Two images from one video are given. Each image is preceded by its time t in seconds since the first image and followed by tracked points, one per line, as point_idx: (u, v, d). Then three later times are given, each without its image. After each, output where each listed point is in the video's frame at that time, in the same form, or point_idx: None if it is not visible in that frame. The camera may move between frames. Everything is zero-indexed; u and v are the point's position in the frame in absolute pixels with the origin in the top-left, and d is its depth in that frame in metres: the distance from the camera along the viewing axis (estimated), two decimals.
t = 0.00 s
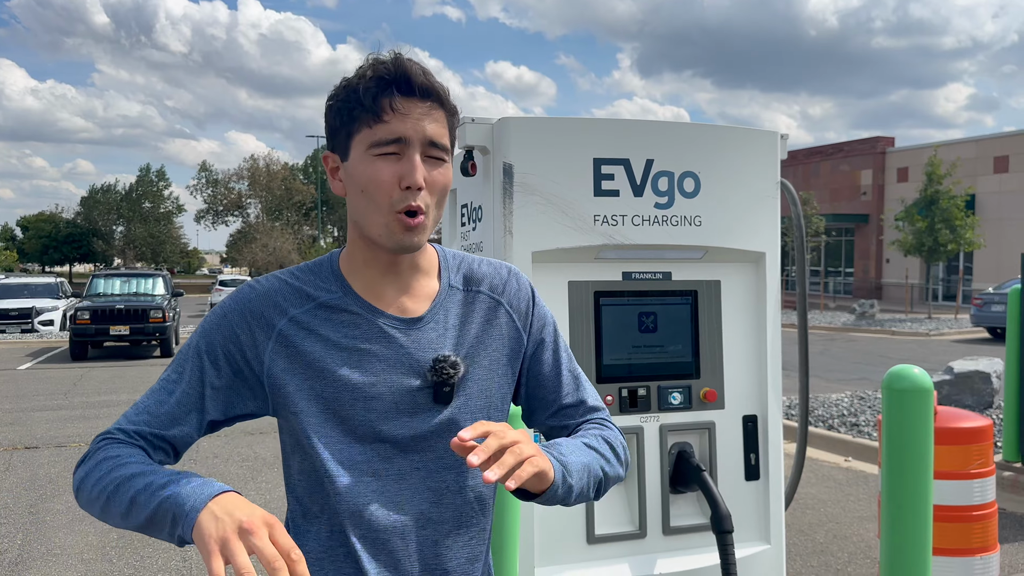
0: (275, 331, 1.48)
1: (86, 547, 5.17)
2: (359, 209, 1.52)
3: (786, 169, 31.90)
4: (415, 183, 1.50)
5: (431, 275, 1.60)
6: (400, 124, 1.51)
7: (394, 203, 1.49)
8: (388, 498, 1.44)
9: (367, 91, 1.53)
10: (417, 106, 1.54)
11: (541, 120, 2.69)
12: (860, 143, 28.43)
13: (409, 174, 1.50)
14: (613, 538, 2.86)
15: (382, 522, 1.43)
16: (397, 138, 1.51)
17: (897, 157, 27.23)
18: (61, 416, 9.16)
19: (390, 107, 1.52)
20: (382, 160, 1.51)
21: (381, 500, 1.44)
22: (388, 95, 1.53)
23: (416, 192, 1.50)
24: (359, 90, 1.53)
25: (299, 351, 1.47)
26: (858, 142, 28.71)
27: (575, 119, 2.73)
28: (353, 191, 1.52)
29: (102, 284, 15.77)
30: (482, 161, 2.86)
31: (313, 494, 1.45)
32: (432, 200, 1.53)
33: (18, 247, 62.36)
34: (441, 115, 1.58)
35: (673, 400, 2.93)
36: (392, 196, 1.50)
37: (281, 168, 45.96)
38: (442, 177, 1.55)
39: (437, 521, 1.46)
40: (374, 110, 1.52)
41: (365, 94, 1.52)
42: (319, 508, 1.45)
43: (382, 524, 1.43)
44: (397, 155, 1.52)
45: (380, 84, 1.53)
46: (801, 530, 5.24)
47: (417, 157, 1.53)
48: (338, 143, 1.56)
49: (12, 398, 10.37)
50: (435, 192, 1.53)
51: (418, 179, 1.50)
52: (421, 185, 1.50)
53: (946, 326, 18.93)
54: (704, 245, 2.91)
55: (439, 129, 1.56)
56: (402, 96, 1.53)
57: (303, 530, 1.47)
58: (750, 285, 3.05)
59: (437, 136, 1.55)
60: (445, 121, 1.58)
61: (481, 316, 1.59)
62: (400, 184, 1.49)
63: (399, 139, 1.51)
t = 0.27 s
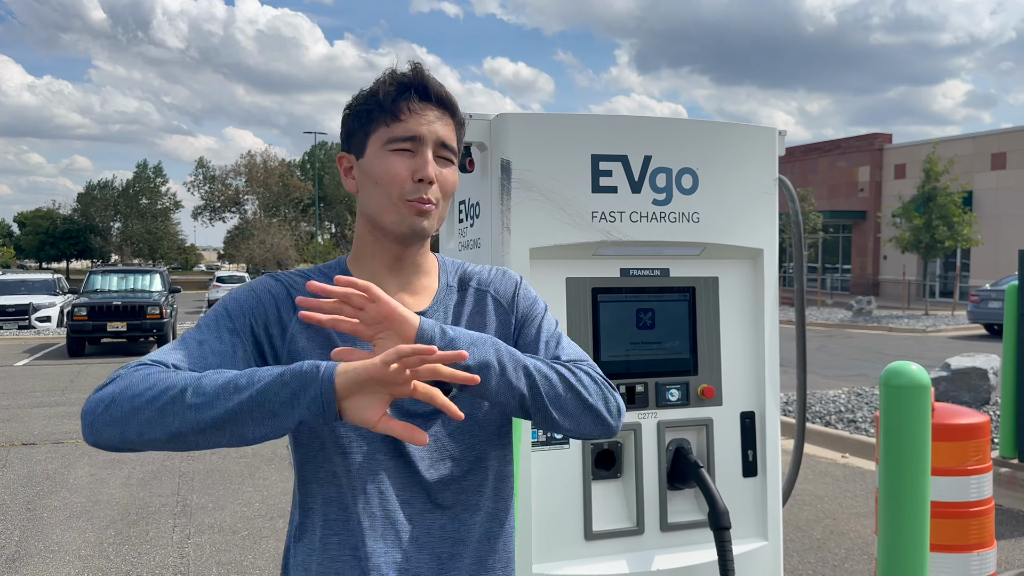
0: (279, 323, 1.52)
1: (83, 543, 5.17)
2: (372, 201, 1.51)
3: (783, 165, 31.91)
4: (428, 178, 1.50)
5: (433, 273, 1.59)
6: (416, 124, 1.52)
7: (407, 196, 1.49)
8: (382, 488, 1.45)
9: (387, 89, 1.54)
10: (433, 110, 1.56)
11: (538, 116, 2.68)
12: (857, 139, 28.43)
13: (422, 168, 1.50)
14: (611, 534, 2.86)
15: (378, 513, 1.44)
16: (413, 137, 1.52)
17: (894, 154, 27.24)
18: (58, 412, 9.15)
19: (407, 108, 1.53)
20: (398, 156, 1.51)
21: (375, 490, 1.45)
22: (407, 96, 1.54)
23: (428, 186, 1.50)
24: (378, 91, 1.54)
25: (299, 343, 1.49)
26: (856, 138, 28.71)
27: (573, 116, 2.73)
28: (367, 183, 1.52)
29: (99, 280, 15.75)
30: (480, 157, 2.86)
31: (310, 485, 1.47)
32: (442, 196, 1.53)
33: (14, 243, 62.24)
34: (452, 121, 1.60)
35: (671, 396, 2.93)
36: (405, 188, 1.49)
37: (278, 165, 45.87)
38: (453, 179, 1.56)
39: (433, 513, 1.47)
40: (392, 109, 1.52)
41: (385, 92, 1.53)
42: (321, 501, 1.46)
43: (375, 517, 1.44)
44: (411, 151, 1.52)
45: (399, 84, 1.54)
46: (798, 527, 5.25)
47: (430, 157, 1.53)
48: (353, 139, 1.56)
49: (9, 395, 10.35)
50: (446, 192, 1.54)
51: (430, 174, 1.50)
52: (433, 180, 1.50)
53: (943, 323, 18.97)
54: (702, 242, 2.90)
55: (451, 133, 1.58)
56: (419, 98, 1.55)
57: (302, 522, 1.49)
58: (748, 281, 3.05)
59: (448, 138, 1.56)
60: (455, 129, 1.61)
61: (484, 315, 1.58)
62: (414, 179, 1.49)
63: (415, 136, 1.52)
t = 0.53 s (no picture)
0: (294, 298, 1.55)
1: (80, 540, 5.16)
2: (364, 197, 1.56)
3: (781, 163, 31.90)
4: (410, 166, 1.53)
5: (434, 268, 1.68)
6: (401, 119, 1.57)
7: (393, 186, 1.52)
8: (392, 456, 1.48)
9: (372, 97, 1.62)
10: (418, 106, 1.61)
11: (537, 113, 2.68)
12: (855, 137, 28.44)
13: (406, 159, 1.54)
14: (609, 531, 2.86)
15: (383, 481, 1.46)
16: (397, 131, 1.56)
17: (892, 152, 27.25)
18: (54, 409, 9.13)
19: (392, 107, 1.59)
20: (385, 150, 1.55)
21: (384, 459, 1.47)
22: (390, 98, 1.61)
23: (412, 174, 1.53)
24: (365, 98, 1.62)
25: (314, 317, 1.53)
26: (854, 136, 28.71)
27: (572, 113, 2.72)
28: (358, 183, 1.58)
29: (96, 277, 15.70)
30: (479, 154, 2.85)
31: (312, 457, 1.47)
32: (431, 184, 1.55)
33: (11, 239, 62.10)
34: (439, 117, 1.64)
35: (669, 393, 2.93)
36: (392, 180, 1.53)
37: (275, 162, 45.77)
38: (443, 168, 1.58)
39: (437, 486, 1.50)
40: (378, 110, 1.59)
41: (369, 100, 1.61)
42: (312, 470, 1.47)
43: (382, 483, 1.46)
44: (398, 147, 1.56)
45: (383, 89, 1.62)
46: (796, 524, 5.25)
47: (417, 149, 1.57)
48: (348, 149, 1.63)
49: (6, 391, 10.33)
50: (437, 180, 1.57)
51: (412, 163, 1.53)
52: (416, 167, 1.52)
53: (940, 321, 18.99)
54: (701, 240, 2.90)
55: (437, 126, 1.61)
56: (402, 99, 1.61)
57: (300, 495, 1.47)
58: (746, 279, 3.05)
59: (432, 129, 1.59)
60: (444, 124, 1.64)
61: (484, 304, 1.67)
62: (398, 169, 1.53)
63: (397, 131, 1.56)
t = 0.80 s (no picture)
0: (299, 296, 1.51)
1: (77, 538, 5.16)
2: (368, 196, 1.57)
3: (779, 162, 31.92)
4: (411, 160, 1.54)
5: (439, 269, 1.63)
6: (398, 116, 1.58)
7: (395, 181, 1.54)
8: (395, 452, 1.41)
9: (371, 98, 1.64)
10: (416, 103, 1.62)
11: (536, 113, 2.68)
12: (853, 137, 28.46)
13: (406, 153, 1.55)
14: (607, 531, 2.86)
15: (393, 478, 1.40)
16: (395, 128, 1.58)
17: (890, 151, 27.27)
18: (52, 406, 9.12)
19: (389, 103, 1.61)
20: (384, 149, 1.57)
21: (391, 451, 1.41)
22: (389, 97, 1.62)
23: (413, 167, 1.53)
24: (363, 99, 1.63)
25: (319, 318, 1.50)
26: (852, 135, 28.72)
27: (571, 113, 2.72)
28: (362, 183, 1.59)
29: (93, 275, 15.69)
30: (478, 154, 2.85)
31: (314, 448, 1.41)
32: (434, 177, 1.56)
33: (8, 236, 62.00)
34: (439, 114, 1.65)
35: (667, 394, 2.93)
36: (393, 175, 1.54)
37: (273, 159, 45.70)
38: (446, 162, 1.59)
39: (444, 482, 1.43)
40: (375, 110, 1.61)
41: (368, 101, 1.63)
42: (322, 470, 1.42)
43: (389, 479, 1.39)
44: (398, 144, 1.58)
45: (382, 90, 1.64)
46: (793, 523, 5.26)
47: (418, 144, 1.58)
48: (352, 152, 1.65)
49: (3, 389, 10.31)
50: (440, 174, 1.57)
51: (413, 156, 1.54)
52: (417, 160, 1.53)
53: (937, 320, 19.03)
54: (699, 240, 2.90)
55: (438, 122, 1.62)
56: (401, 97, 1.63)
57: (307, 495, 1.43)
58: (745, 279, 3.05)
59: (432, 125, 1.60)
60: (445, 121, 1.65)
61: (492, 305, 1.63)
62: (399, 164, 1.54)
63: (396, 128, 1.58)
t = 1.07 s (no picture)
0: (300, 304, 1.45)
1: (75, 537, 5.15)
2: (390, 194, 1.50)
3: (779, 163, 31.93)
4: (443, 165, 1.49)
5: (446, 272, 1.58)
6: (428, 114, 1.52)
7: (425, 186, 1.48)
8: (400, 465, 1.40)
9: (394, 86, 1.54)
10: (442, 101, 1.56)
11: (536, 115, 2.67)
12: (853, 138, 28.47)
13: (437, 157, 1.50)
14: (606, 533, 2.86)
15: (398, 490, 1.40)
16: (424, 127, 1.51)
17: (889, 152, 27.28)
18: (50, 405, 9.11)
19: (418, 98, 1.53)
20: (412, 147, 1.50)
21: (389, 466, 1.40)
22: (414, 89, 1.54)
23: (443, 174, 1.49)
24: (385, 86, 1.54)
25: (321, 326, 1.44)
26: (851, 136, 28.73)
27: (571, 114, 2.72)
28: (382, 179, 1.51)
29: (92, 273, 15.67)
30: (478, 155, 2.85)
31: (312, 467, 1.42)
32: (458, 183, 1.53)
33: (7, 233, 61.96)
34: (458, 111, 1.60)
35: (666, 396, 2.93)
36: (422, 179, 1.48)
37: (273, 158, 45.68)
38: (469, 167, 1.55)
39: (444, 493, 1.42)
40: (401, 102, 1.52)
41: (392, 90, 1.53)
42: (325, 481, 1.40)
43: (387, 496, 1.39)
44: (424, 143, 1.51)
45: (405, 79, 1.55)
46: (792, 525, 5.26)
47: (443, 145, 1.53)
48: (365, 139, 1.55)
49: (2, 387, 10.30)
50: (464, 179, 1.54)
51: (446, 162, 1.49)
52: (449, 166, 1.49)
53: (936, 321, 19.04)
54: (698, 242, 2.90)
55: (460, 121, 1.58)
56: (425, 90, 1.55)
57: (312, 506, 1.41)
58: (744, 281, 3.05)
59: (456, 125, 1.55)
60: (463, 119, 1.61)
61: (497, 308, 1.57)
62: (430, 167, 1.48)
63: (425, 126, 1.51)
